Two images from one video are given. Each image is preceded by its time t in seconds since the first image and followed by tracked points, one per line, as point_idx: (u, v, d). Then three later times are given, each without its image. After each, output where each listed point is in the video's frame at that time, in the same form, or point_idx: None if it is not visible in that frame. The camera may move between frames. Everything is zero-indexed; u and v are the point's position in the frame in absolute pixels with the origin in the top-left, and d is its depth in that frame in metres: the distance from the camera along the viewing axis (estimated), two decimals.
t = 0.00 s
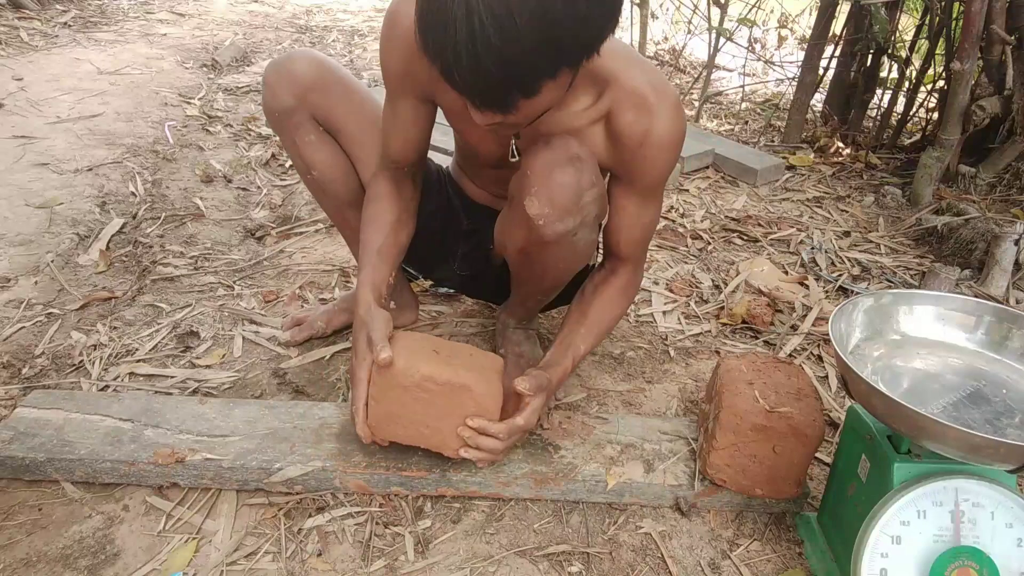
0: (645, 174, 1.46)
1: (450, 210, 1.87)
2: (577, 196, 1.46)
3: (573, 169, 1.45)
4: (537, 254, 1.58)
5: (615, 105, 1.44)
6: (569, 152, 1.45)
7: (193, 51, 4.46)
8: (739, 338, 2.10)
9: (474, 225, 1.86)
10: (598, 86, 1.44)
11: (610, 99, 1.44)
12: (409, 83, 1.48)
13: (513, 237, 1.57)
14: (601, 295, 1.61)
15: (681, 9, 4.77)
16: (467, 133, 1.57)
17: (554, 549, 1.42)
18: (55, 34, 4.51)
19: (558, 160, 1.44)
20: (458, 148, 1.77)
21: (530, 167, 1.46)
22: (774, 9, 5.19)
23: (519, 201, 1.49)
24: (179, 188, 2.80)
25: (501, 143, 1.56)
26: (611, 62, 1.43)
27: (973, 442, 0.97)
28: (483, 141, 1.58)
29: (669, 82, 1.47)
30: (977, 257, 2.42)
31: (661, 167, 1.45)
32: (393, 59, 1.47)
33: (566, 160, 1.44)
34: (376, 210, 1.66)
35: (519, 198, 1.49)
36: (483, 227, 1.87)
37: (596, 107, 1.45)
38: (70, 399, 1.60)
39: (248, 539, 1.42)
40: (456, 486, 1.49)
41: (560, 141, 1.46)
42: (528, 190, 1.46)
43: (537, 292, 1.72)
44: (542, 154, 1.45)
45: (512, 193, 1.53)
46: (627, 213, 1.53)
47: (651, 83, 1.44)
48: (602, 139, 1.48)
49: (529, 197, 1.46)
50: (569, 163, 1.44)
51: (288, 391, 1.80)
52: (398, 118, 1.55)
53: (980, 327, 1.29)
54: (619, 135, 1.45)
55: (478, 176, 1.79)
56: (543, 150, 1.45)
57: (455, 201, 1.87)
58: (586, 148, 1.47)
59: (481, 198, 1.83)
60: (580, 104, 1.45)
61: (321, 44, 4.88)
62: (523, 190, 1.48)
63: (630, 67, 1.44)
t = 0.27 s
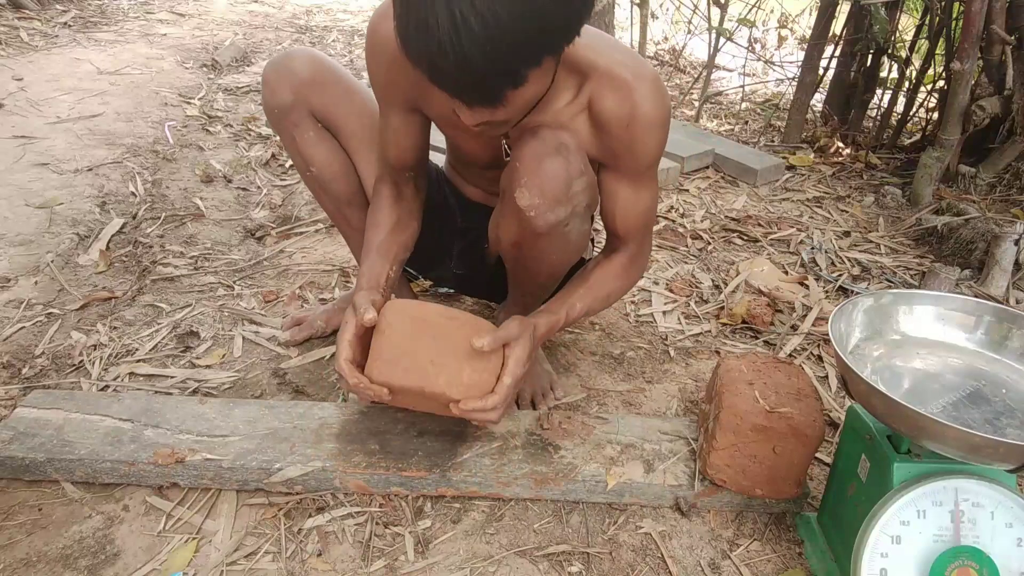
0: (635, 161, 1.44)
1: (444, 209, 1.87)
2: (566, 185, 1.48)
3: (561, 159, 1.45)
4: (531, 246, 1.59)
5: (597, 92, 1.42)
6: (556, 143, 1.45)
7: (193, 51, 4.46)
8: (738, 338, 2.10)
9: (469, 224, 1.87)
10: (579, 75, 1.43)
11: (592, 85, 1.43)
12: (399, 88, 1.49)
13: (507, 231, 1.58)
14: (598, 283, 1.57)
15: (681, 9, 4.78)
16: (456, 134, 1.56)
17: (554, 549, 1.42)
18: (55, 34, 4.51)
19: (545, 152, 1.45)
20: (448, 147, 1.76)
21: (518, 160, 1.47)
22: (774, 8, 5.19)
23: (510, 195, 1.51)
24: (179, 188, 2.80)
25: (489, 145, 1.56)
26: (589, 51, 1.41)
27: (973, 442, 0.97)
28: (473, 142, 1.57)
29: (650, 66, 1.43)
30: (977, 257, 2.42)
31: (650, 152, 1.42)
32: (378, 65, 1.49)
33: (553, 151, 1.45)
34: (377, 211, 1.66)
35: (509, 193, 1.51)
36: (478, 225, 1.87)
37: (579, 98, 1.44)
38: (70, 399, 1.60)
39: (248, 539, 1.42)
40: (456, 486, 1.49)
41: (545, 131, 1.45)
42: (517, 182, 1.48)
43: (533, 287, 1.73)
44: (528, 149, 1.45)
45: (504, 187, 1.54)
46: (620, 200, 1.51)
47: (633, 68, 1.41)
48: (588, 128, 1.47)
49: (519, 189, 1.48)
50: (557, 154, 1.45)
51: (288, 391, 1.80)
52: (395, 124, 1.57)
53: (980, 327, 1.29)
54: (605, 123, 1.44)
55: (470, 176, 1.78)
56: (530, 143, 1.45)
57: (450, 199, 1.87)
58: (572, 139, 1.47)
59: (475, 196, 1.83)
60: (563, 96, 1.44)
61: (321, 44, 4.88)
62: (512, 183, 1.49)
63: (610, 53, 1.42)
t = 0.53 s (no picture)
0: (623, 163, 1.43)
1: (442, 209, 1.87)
2: (557, 200, 1.47)
3: (552, 171, 1.43)
4: (524, 256, 1.59)
5: (575, 97, 1.43)
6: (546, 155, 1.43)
7: (194, 51, 4.46)
8: (738, 338, 2.10)
9: (466, 226, 1.85)
10: (553, 77, 1.44)
11: (567, 89, 1.44)
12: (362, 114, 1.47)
13: (501, 240, 1.59)
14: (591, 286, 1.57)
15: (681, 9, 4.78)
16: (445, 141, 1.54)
17: (554, 549, 1.42)
18: (55, 34, 4.51)
19: (538, 164, 1.43)
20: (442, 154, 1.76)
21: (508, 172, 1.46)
22: (774, 8, 5.19)
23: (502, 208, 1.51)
24: (179, 188, 2.80)
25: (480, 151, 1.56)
26: (561, 53, 1.43)
27: (973, 442, 0.97)
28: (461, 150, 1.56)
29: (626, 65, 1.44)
30: (977, 257, 2.42)
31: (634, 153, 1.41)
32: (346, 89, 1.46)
33: (546, 163, 1.43)
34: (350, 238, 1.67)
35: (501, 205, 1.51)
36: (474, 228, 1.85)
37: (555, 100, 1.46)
38: (70, 399, 1.60)
39: (248, 539, 1.42)
40: (456, 485, 1.49)
41: (536, 144, 1.44)
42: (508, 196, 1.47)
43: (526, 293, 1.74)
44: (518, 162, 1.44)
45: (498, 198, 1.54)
46: (611, 202, 1.48)
47: (608, 70, 1.42)
48: (567, 133, 1.48)
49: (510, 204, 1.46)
50: (549, 165, 1.43)
51: (288, 391, 1.79)
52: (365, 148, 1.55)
53: (981, 327, 1.29)
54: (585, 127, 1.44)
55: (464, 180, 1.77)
56: (523, 153, 1.44)
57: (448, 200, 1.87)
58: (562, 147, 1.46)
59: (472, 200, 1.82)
60: (539, 99, 1.45)
61: (321, 43, 4.88)
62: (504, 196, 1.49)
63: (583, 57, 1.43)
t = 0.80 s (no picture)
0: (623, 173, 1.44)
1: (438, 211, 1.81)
2: (555, 208, 1.46)
3: (551, 181, 1.42)
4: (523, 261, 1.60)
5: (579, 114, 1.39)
6: (545, 165, 1.41)
7: (194, 51, 4.46)
8: (738, 338, 2.10)
9: (464, 226, 1.81)
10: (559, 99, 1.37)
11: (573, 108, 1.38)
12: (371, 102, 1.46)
13: (500, 246, 1.59)
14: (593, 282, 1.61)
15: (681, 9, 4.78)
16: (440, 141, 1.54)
17: (554, 549, 1.42)
18: (55, 34, 4.51)
19: (534, 174, 1.42)
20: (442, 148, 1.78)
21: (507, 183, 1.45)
22: (774, 8, 5.19)
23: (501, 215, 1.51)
24: (179, 188, 2.80)
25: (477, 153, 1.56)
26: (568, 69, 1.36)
27: (973, 442, 0.97)
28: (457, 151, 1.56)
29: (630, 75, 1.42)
30: (977, 257, 2.42)
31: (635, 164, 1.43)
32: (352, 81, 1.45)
33: (542, 174, 1.42)
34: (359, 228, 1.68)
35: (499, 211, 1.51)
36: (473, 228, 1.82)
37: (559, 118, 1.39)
38: (70, 399, 1.60)
39: (248, 539, 1.42)
40: (456, 485, 1.49)
41: (535, 153, 1.41)
42: (506, 205, 1.47)
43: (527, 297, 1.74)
44: (515, 173, 1.42)
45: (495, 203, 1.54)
46: (609, 209, 1.53)
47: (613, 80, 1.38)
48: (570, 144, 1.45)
49: (507, 212, 1.47)
50: (548, 176, 1.42)
51: (288, 391, 1.80)
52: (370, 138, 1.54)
53: (981, 327, 1.29)
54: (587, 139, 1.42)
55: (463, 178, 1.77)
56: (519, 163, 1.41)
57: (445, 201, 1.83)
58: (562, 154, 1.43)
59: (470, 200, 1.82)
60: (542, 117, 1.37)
61: (321, 44, 4.88)
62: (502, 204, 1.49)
63: (590, 68, 1.38)
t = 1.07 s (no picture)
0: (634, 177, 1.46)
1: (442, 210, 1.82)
2: (563, 206, 1.46)
3: (560, 177, 1.42)
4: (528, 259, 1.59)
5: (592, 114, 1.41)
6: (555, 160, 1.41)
7: (194, 51, 4.46)
8: (738, 338, 2.10)
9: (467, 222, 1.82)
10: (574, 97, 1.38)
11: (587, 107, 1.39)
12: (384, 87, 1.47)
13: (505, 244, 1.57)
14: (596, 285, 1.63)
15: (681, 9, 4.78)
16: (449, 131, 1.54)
17: (554, 549, 1.42)
18: (55, 34, 4.51)
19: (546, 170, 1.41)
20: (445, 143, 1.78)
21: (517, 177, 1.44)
22: (774, 8, 5.20)
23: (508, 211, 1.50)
24: (179, 188, 2.80)
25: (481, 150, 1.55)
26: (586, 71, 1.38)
27: (974, 442, 0.97)
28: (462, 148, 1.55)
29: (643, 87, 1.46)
30: (977, 258, 2.42)
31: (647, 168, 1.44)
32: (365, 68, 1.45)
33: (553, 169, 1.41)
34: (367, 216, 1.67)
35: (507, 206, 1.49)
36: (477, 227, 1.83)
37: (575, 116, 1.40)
38: (70, 399, 1.60)
39: (248, 539, 1.42)
40: (455, 485, 1.48)
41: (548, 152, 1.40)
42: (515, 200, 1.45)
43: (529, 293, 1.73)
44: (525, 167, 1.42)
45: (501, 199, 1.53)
46: (618, 212, 1.54)
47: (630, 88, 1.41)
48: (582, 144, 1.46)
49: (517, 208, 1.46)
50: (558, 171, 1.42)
51: (288, 391, 1.80)
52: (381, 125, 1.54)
53: (981, 327, 1.29)
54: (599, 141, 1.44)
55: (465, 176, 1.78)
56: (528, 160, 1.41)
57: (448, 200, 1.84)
58: (572, 152, 1.43)
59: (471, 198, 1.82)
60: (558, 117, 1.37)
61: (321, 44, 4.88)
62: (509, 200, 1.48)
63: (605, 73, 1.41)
